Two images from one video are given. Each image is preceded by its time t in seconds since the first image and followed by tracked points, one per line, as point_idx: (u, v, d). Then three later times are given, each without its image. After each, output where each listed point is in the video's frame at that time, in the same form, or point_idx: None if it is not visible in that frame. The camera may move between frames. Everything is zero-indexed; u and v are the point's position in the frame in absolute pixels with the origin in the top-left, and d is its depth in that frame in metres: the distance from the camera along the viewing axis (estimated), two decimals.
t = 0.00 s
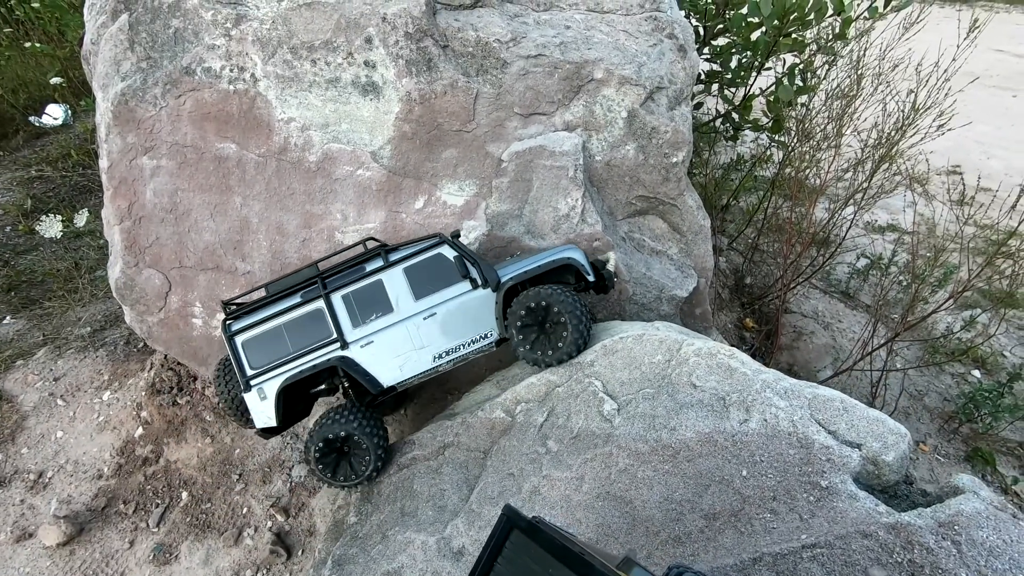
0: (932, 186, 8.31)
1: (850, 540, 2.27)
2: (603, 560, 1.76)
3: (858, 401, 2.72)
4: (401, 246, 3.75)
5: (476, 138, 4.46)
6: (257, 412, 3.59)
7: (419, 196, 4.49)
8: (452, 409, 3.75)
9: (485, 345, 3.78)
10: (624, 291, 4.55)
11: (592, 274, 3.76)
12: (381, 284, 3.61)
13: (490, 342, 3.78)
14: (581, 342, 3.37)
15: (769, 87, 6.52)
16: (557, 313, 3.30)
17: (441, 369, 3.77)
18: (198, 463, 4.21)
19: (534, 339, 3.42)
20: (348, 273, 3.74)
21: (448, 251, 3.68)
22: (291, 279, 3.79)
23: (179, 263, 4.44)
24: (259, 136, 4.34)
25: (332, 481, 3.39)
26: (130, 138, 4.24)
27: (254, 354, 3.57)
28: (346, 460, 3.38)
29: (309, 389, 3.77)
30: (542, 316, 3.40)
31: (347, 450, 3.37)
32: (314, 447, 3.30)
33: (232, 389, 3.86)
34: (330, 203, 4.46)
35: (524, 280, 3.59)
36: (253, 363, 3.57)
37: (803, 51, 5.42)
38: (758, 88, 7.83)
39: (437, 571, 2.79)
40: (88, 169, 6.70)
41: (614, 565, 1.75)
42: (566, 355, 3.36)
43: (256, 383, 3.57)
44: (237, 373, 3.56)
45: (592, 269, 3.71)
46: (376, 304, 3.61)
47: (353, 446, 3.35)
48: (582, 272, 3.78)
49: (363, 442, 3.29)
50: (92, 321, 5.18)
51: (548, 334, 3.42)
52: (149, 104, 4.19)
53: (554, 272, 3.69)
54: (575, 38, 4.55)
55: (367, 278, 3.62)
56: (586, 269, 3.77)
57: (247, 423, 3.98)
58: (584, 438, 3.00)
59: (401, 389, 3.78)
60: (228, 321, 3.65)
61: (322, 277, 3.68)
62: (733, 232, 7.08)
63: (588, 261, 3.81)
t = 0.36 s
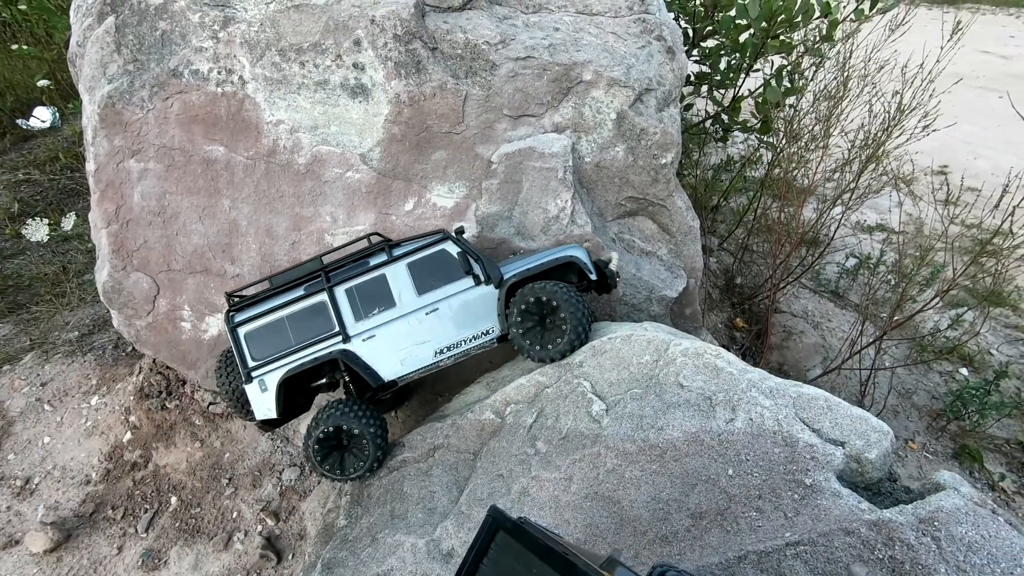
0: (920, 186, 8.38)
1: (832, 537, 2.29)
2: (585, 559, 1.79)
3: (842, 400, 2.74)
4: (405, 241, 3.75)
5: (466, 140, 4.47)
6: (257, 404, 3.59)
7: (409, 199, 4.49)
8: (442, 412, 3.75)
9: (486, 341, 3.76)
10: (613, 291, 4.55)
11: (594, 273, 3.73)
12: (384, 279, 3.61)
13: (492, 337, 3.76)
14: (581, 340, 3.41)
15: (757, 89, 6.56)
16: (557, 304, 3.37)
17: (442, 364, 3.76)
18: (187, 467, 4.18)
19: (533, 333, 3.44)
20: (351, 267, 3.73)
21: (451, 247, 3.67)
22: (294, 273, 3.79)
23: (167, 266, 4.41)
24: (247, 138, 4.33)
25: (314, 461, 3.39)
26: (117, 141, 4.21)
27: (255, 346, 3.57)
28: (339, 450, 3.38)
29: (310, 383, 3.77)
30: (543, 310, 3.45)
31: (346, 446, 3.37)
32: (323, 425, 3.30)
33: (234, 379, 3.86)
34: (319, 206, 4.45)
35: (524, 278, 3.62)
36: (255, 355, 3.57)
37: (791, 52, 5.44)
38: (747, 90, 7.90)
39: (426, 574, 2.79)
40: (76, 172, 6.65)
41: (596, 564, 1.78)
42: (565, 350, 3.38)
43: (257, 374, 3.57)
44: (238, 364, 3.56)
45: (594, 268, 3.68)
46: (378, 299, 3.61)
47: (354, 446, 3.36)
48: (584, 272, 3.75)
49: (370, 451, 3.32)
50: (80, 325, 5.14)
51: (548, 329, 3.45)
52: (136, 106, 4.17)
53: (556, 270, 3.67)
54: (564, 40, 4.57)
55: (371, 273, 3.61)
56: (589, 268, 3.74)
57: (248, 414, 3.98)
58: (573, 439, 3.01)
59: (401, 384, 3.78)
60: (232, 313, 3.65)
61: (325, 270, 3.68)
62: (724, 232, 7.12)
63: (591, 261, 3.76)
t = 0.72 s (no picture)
0: (909, 188, 8.45)
1: (818, 539, 2.31)
2: (573, 564, 1.79)
3: (828, 403, 2.76)
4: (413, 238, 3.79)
5: (457, 143, 4.48)
6: (259, 393, 3.58)
7: (400, 203, 4.49)
8: (433, 416, 3.74)
9: (490, 337, 3.75)
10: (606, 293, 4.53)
11: (599, 273, 3.74)
12: (390, 273, 3.64)
13: (496, 334, 3.76)
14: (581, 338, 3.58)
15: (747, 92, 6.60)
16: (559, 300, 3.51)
17: (445, 359, 3.76)
18: (177, 473, 4.15)
19: (535, 328, 3.60)
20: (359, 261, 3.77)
21: (458, 243, 3.71)
22: (302, 266, 3.83)
23: (157, 271, 4.38)
24: (237, 143, 4.32)
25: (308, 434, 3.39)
26: (106, 145, 4.19)
27: (261, 335, 3.59)
28: (335, 439, 3.40)
29: (313, 375, 3.77)
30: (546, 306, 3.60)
31: (344, 440, 3.40)
32: (342, 413, 3.33)
33: (237, 371, 3.86)
34: (310, 210, 4.44)
35: (528, 275, 3.67)
36: (259, 344, 3.58)
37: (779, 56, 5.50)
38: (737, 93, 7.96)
39: None
40: (65, 175, 6.61)
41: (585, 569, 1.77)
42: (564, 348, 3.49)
43: (261, 364, 3.57)
44: (243, 354, 3.57)
45: (598, 268, 3.69)
46: (384, 292, 3.64)
47: (351, 443, 3.40)
48: (589, 273, 3.77)
49: (363, 456, 3.37)
50: (69, 330, 5.10)
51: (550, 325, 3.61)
52: (125, 111, 4.16)
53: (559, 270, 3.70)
54: (554, 44, 4.60)
55: (378, 267, 3.65)
56: (594, 269, 3.76)
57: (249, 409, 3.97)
58: (564, 443, 3.01)
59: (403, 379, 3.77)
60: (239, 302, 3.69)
61: (333, 263, 3.72)
62: (715, 235, 7.16)
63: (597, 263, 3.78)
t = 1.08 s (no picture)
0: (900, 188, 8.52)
1: (807, 533, 2.33)
2: (565, 558, 1.79)
3: (818, 398, 2.78)
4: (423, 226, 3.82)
5: (450, 143, 4.50)
6: (262, 372, 3.61)
7: (394, 202, 4.47)
8: (427, 414, 3.75)
9: (494, 327, 3.73)
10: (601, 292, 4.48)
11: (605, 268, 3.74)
12: (398, 260, 3.67)
13: (500, 324, 3.74)
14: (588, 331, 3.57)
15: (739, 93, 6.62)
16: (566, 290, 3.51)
17: (449, 347, 3.75)
18: (171, 474, 4.13)
19: (541, 319, 3.57)
20: (368, 248, 3.80)
21: (467, 233, 3.73)
22: (313, 250, 3.88)
23: (150, 271, 4.34)
24: (231, 142, 4.33)
25: (315, 398, 3.46)
26: (98, 145, 4.18)
27: (267, 315, 3.64)
28: (337, 417, 3.47)
29: (317, 358, 3.79)
30: (552, 297, 3.59)
31: (341, 422, 3.48)
32: (363, 403, 3.41)
33: (243, 352, 3.90)
34: (304, 210, 4.42)
35: (535, 266, 3.66)
36: (266, 324, 3.63)
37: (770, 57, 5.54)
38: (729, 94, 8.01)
39: None
40: (57, 176, 6.59)
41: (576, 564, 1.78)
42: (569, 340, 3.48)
43: (265, 343, 3.61)
44: (249, 333, 3.62)
45: (605, 262, 3.69)
46: (391, 278, 3.66)
47: (345, 427, 3.47)
48: (596, 268, 3.78)
49: (351, 447, 3.44)
50: (60, 332, 5.09)
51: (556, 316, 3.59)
52: (118, 110, 4.15)
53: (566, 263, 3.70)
54: (547, 45, 4.63)
55: (386, 253, 3.69)
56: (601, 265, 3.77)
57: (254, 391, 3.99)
58: (557, 440, 3.02)
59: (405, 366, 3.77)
60: (249, 283, 3.75)
61: (342, 248, 3.76)
62: (708, 234, 7.19)
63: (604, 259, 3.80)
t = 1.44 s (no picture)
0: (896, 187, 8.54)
1: (801, 525, 2.33)
2: (560, 550, 1.79)
3: (812, 393, 2.79)
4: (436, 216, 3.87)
5: (447, 141, 4.51)
6: (273, 356, 3.60)
7: (391, 200, 4.47)
8: (425, 411, 3.76)
9: (506, 315, 3.76)
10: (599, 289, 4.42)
11: (618, 260, 3.78)
12: (412, 247, 3.72)
13: (512, 312, 3.77)
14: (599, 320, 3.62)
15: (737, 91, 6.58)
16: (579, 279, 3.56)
17: (460, 335, 3.77)
18: (168, 472, 4.13)
19: (552, 308, 3.62)
20: (381, 236, 3.85)
21: (480, 223, 3.78)
22: (326, 238, 3.91)
23: (146, 269, 4.32)
24: (227, 140, 4.33)
25: (339, 374, 3.50)
26: (94, 142, 4.16)
27: (281, 300, 3.65)
28: (347, 397, 3.52)
29: (328, 344, 3.80)
30: (564, 286, 3.62)
31: (349, 406, 3.53)
32: (381, 400, 3.50)
33: (254, 338, 3.89)
34: (301, 207, 4.42)
35: (548, 256, 3.71)
36: (279, 309, 3.63)
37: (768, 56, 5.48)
38: (726, 92, 8.03)
39: (408, 573, 2.80)
40: (53, 175, 6.56)
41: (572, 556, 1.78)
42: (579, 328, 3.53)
43: (278, 327, 3.60)
44: (262, 317, 3.61)
45: (618, 253, 3.73)
46: (405, 265, 3.70)
47: (349, 411, 3.54)
48: (608, 259, 3.79)
49: (346, 433, 3.51)
50: (57, 330, 5.08)
51: (567, 304, 3.64)
52: (113, 108, 4.14)
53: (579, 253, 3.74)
54: (544, 42, 4.64)
55: (401, 241, 3.74)
56: (613, 255, 3.78)
57: (263, 378, 3.98)
58: (553, 436, 3.04)
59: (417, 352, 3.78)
60: (262, 268, 3.76)
61: (357, 236, 3.81)
62: (706, 233, 7.21)
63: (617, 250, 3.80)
